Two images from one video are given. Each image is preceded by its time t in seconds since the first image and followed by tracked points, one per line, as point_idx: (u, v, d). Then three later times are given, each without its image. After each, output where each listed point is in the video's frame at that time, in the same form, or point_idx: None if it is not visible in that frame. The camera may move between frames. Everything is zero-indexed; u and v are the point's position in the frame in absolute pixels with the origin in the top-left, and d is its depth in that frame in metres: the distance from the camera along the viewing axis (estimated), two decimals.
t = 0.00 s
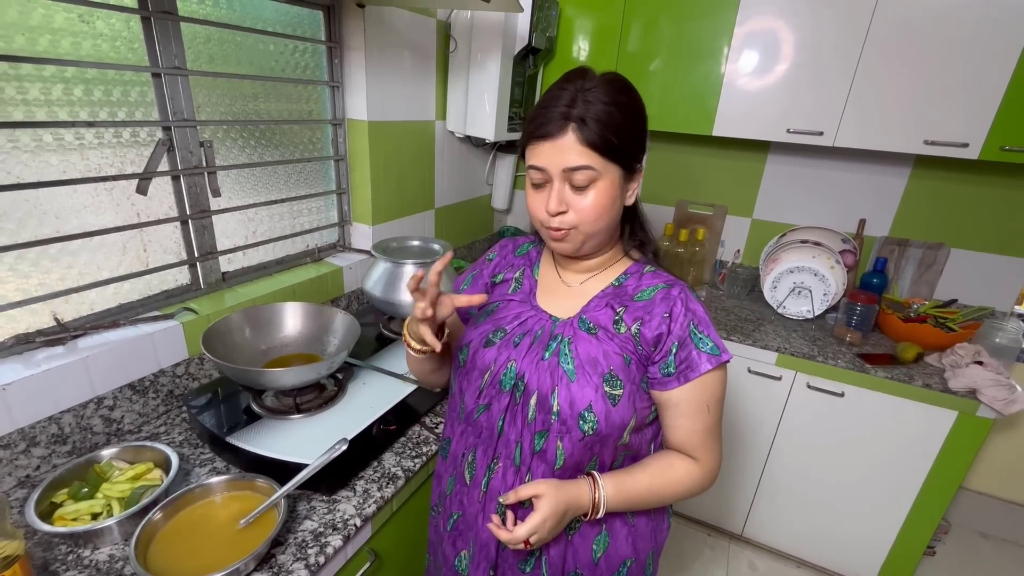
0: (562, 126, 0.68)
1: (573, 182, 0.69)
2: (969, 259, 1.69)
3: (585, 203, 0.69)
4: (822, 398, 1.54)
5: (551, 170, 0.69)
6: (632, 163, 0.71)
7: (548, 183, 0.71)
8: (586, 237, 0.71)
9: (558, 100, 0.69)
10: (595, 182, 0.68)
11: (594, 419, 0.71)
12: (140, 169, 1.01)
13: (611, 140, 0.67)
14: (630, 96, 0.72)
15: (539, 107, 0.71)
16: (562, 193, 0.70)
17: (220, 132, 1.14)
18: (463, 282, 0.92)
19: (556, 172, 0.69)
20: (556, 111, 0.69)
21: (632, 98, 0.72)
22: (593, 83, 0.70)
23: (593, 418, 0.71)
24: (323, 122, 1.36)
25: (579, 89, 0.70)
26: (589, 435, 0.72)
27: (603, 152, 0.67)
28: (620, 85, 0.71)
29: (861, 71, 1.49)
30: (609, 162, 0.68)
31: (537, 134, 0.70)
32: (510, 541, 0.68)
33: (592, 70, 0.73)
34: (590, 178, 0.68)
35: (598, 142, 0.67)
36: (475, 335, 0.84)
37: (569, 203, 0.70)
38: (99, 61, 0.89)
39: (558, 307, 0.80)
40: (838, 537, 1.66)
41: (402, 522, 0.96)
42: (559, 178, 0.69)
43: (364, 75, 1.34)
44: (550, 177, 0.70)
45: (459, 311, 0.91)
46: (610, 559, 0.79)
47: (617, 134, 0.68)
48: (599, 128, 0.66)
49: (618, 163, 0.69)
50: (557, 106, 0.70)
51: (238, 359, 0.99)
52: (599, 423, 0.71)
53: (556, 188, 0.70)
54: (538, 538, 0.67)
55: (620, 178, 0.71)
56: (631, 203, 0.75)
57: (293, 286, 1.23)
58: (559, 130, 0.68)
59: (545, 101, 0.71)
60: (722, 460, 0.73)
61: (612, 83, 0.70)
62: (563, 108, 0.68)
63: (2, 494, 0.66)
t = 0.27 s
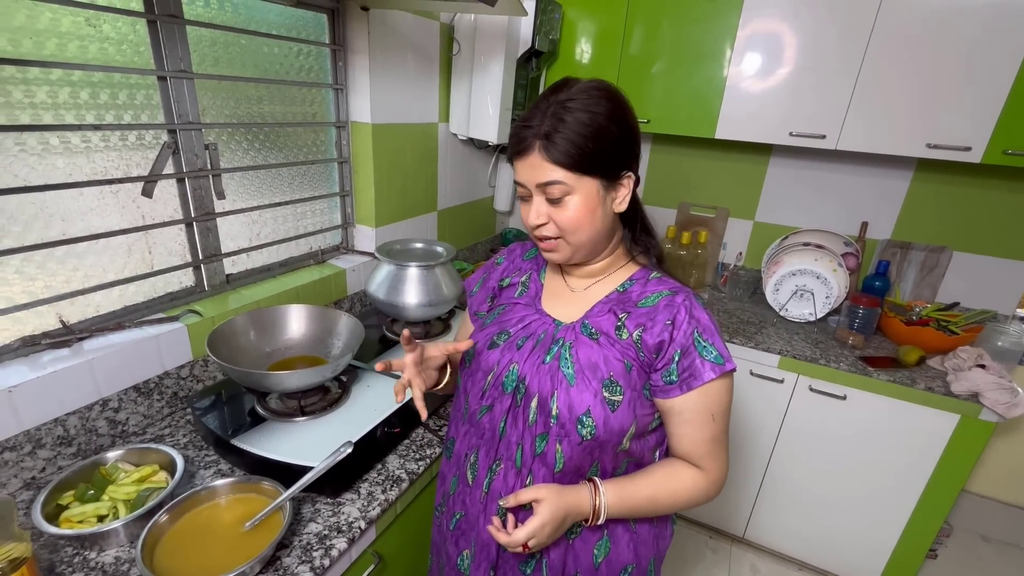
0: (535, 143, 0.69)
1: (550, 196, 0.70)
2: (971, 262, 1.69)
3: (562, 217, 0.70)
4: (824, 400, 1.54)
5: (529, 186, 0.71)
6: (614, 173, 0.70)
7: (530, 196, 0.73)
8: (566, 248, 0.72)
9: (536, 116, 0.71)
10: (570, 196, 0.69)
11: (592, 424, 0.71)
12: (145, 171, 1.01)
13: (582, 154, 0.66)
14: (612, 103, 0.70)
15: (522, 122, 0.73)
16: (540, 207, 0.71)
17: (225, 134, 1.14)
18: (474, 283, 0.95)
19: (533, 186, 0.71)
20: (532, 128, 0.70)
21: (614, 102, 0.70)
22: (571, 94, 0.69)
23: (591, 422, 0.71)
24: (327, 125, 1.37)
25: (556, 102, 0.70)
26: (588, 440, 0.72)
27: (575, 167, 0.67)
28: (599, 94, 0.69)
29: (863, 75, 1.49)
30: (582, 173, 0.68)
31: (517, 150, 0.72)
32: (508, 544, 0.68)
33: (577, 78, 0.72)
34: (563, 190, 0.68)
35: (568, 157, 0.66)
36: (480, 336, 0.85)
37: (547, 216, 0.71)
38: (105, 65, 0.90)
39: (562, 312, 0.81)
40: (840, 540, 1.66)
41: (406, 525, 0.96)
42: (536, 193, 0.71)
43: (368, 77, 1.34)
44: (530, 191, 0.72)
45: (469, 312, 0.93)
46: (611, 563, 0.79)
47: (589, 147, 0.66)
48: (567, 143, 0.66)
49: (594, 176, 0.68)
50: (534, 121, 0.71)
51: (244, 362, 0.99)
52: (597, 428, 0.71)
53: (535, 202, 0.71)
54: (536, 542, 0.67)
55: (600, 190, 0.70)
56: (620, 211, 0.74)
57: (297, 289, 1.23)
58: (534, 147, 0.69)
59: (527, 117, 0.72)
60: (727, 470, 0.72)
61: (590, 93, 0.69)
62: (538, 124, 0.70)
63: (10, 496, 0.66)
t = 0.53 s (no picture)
0: (543, 136, 0.70)
1: (553, 191, 0.70)
2: (974, 263, 1.69)
3: (564, 213, 0.70)
4: (825, 401, 1.54)
5: (534, 178, 0.72)
6: (619, 174, 0.70)
7: (534, 190, 0.73)
8: (566, 245, 0.73)
9: (546, 110, 0.71)
10: (573, 192, 0.69)
11: (585, 423, 0.71)
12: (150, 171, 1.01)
13: (588, 152, 0.67)
14: (624, 105, 0.70)
15: (532, 116, 0.73)
16: (543, 201, 0.72)
17: (229, 134, 1.14)
18: (482, 281, 0.97)
19: (538, 180, 0.71)
20: (541, 121, 0.70)
21: (627, 105, 0.70)
22: (584, 92, 0.70)
23: (585, 421, 0.71)
24: (330, 125, 1.37)
25: (568, 99, 0.70)
26: (581, 439, 0.72)
27: (580, 163, 0.67)
28: (612, 95, 0.70)
29: (866, 76, 1.50)
30: (588, 171, 0.68)
31: (525, 143, 0.72)
32: (496, 536, 0.69)
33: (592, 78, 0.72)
34: (567, 186, 0.69)
35: (575, 153, 0.67)
36: (483, 334, 0.87)
37: (549, 210, 0.71)
38: (111, 65, 0.90)
39: (562, 311, 0.81)
40: (841, 541, 1.66)
41: (408, 525, 0.96)
42: (540, 186, 0.71)
43: (371, 77, 1.35)
44: (535, 185, 0.72)
45: (476, 309, 0.95)
46: (608, 563, 0.80)
47: (595, 145, 0.67)
48: (575, 139, 0.67)
49: (599, 175, 0.69)
50: (545, 115, 0.71)
51: (248, 361, 1.00)
52: (590, 427, 0.71)
53: (538, 196, 0.72)
54: (524, 536, 0.68)
55: (604, 189, 0.70)
56: (622, 213, 0.74)
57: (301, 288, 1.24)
58: (542, 140, 0.70)
59: (538, 111, 0.73)
60: (726, 476, 0.71)
61: (603, 92, 0.69)
62: (548, 118, 0.70)
63: (16, 494, 0.67)
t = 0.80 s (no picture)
0: (540, 139, 0.70)
1: (552, 193, 0.71)
2: (976, 263, 1.69)
3: (562, 214, 0.70)
4: (827, 401, 1.54)
5: (532, 181, 0.72)
6: (617, 172, 0.70)
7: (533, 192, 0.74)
8: (566, 245, 0.73)
9: (542, 113, 0.72)
10: (571, 193, 0.69)
11: (584, 421, 0.72)
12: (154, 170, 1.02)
13: (584, 152, 0.67)
14: (620, 104, 0.70)
15: (529, 119, 0.74)
16: (542, 202, 0.72)
17: (232, 133, 1.15)
18: (489, 280, 0.97)
19: (537, 182, 0.71)
20: (537, 124, 0.71)
21: (623, 104, 0.70)
22: (579, 92, 0.70)
23: (583, 420, 0.72)
24: (332, 124, 1.37)
25: (563, 100, 0.70)
26: (579, 437, 0.73)
27: (577, 164, 0.68)
28: (607, 94, 0.70)
29: (868, 76, 1.49)
30: (586, 172, 0.68)
31: (522, 146, 0.73)
32: (491, 529, 0.70)
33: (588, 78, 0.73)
34: (565, 187, 0.69)
35: (571, 154, 0.67)
36: (487, 331, 0.87)
37: (548, 212, 0.72)
38: (114, 64, 0.90)
39: (564, 309, 0.82)
40: (842, 541, 1.66)
41: (409, 524, 0.97)
42: (539, 188, 0.72)
43: (373, 77, 1.35)
44: (534, 187, 0.73)
45: (481, 307, 0.96)
46: (604, 562, 0.80)
47: (591, 145, 0.67)
48: (571, 140, 0.67)
49: (597, 174, 0.69)
50: (541, 118, 0.71)
51: (252, 360, 1.00)
52: (588, 425, 0.72)
53: (537, 198, 0.72)
54: (518, 531, 0.69)
55: (602, 188, 0.70)
56: (622, 211, 0.74)
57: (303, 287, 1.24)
58: (538, 143, 0.70)
59: (535, 114, 0.73)
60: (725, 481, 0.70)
61: (598, 92, 0.69)
62: (543, 121, 0.70)
63: (21, 491, 0.67)
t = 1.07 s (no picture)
0: (542, 133, 0.70)
1: (551, 188, 0.71)
2: (981, 261, 1.68)
3: (560, 210, 0.70)
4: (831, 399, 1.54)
5: (533, 175, 0.72)
6: (617, 173, 0.69)
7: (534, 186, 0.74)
8: (563, 241, 0.73)
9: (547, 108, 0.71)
10: (568, 190, 0.69)
11: (587, 417, 0.72)
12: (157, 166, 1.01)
13: (583, 151, 0.66)
14: (627, 103, 0.68)
15: (534, 112, 0.73)
16: (541, 197, 0.72)
17: (235, 130, 1.14)
18: (494, 276, 0.97)
19: (537, 176, 0.71)
20: (541, 118, 0.71)
21: (629, 101, 0.68)
22: (586, 89, 0.69)
23: (586, 415, 0.72)
24: (335, 121, 1.37)
25: (569, 96, 0.70)
26: (582, 432, 0.73)
27: (576, 162, 0.67)
28: (615, 92, 0.68)
29: (873, 72, 1.49)
30: (584, 169, 0.68)
31: (526, 140, 0.73)
32: (496, 526, 0.70)
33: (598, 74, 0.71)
34: (563, 184, 0.69)
35: (570, 152, 0.67)
36: (491, 327, 0.87)
37: (546, 207, 0.72)
38: (118, 60, 0.90)
39: (568, 305, 0.81)
40: (845, 539, 1.66)
41: (413, 521, 0.96)
42: (538, 182, 0.72)
43: (376, 74, 1.35)
44: (535, 181, 0.73)
45: (486, 303, 0.95)
46: (608, 560, 0.79)
47: (591, 144, 0.66)
48: (571, 138, 0.66)
49: (595, 173, 0.68)
50: (546, 113, 0.71)
51: (256, 357, 1.00)
52: (591, 421, 0.72)
53: (537, 192, 0.72)
54: (524, 528, 0.68)
55: (601, 187, 0.69)
56: (622, 212, 0.73)
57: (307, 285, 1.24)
58: (540, 138, 0.70)
59: (541, 108, 0.73)
60: (730, 478, 0.70)
61: (605, 90, 0.68)
62: (547, 115, 0.70)
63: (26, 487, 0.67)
